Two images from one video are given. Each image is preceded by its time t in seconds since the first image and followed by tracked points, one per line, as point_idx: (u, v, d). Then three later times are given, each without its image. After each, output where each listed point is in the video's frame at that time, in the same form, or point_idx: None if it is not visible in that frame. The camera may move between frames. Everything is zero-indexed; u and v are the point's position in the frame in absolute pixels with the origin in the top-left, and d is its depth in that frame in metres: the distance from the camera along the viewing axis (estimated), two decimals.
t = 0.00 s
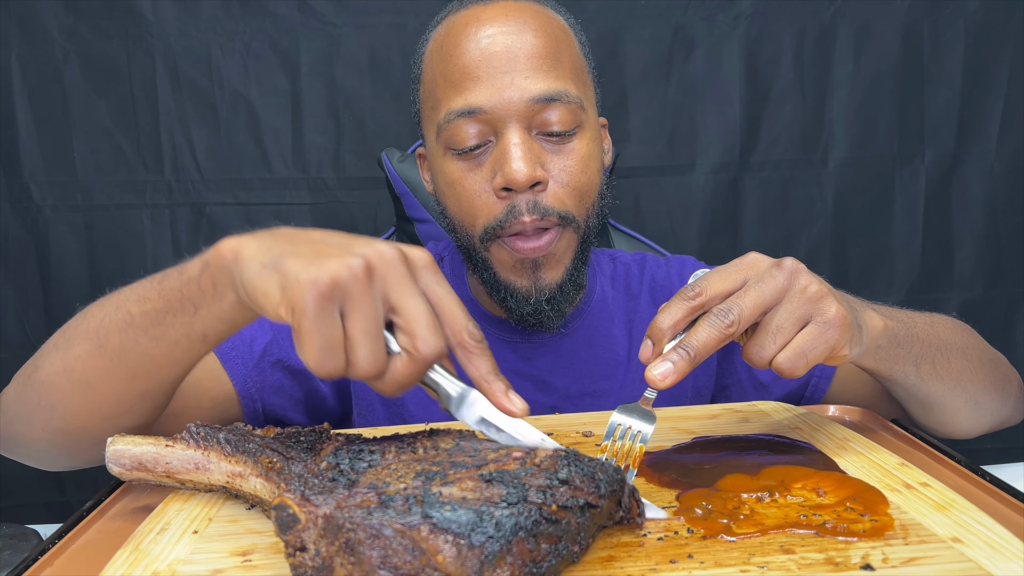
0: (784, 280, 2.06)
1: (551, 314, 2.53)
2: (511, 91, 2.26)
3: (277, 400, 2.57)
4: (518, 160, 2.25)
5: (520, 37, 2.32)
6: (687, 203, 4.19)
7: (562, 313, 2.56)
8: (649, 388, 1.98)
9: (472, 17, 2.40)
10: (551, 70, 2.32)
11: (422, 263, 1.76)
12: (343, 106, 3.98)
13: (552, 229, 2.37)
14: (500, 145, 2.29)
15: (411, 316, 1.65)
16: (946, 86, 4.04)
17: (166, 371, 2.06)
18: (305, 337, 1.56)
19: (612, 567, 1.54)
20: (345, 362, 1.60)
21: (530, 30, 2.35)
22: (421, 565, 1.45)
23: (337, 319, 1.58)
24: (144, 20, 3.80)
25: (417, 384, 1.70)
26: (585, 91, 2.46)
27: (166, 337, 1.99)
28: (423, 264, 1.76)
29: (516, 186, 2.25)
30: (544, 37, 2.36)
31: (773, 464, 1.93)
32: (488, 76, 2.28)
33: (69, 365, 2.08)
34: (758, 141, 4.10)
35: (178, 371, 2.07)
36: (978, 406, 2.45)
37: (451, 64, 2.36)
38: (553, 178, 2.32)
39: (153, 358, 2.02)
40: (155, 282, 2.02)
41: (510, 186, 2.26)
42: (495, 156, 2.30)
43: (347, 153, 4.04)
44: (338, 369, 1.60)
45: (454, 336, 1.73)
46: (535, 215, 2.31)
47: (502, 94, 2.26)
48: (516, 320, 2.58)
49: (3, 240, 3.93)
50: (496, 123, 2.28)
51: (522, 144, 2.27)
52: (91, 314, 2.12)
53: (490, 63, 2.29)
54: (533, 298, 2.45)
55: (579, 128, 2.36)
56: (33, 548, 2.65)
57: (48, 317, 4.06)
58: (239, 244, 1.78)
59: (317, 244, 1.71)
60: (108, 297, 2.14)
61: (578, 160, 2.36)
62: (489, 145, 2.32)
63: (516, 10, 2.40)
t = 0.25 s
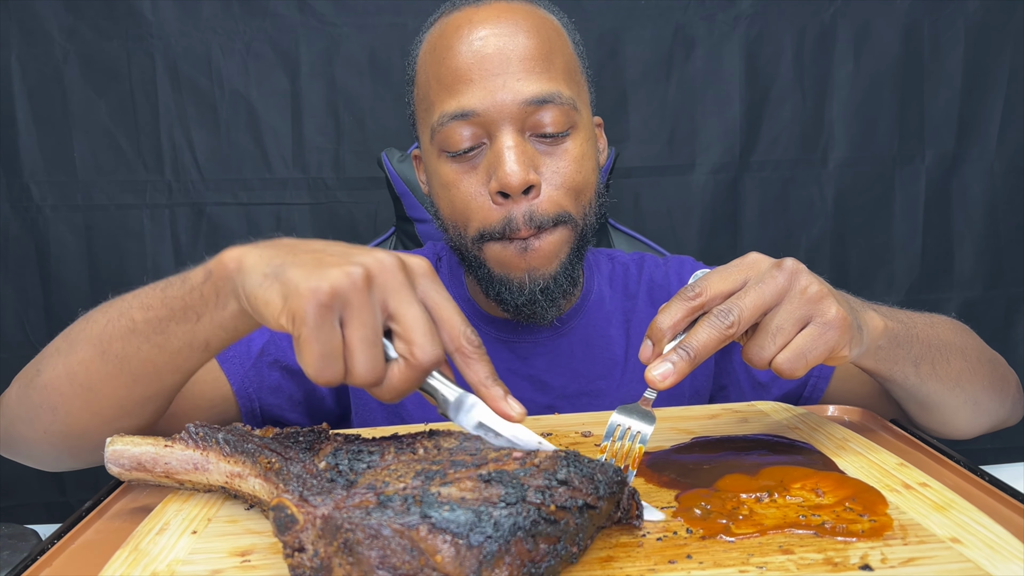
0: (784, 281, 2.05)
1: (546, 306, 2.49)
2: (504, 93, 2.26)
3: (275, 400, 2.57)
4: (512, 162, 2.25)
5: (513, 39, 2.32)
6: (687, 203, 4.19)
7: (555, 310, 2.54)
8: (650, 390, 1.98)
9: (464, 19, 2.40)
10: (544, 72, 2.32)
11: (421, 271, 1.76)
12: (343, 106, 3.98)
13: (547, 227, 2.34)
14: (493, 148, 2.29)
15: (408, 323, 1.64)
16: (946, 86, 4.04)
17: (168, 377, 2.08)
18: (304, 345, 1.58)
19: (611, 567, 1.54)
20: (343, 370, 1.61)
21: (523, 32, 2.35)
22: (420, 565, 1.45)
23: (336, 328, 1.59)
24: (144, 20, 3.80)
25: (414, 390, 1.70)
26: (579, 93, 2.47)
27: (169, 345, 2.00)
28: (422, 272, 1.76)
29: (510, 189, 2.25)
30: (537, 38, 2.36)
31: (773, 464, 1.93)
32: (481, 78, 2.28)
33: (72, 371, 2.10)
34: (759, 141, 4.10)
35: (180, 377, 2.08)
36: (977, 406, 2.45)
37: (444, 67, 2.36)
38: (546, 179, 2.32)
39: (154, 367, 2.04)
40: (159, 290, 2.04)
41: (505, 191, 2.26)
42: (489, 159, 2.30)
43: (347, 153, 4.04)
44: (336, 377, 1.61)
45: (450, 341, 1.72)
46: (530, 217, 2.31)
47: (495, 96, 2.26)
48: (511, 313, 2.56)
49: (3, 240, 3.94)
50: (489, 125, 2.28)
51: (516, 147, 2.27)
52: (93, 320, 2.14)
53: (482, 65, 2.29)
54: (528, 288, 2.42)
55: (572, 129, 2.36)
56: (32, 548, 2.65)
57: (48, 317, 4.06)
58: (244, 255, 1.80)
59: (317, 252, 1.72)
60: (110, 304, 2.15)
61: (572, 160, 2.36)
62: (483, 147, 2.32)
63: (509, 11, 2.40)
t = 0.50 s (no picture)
0: (783, 280, 2.05)
1: (544, 302, 2.48)
2: (498, 94, 2.26)
3: (275, 398, 2.57)
4: (507, 162, 2.25)
5: (505, 40, 2.32)
6: (687, 203, 4.19)
7: (552, 306, 2.53)
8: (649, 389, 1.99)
9: (457, 21, 2.40)
10: (537, 72, 2.32)
11: (421, 268, 1.76)
12: (343, 106, 3.98)
13: (542, 226, 2.34)
14: (488, 148, 2.29)
15: (404, 323, 1.64)
16: (946, 86, 4.04)
17: (169, 370, 2.08)
18: (302, 342, 1.59)
19: (611, 567, 1.54)
20: (339, 368, 1.63)
21: (515, 32, 2.35)
22: (418, 565, 1.45)
23: (333, 325, 1.60)
24: (144, 20, 3.80)
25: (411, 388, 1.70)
26: (572, 91, 2.46)
27: (171, 338, 2.00)
28: (422, 269, 1.77)
29: (506, 189, 2.25)
30: (529, 38, 2.36)
31: (772, 464, 1.93)
32: (475, 79, 2.28)
33: (74, 364, 2.10)
34: (759, 141, 4.10)
35: (180, 370, 2.09)
36: (975, 405, 2.45)
37: (438, 70, 2.36)
38: (542, 178, 2.32)
39: (158, 357, 2.03)
40: (161, 282, 2.05)
41: (501, 190, 2.26)
42: (484, 159, 2.30)
43: (347, 153, 4.04)
44: (331, 375, 1.62)
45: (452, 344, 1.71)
46: (526, 216, 2.31)
47: (489, 97, 2.26)
48: (510, 311, 2.56)
49: (3, 240, 3.93)
50: (484, 126, 2.29)
51: (510, 147, 2.27)
52: (95, 314, 2.14)
53: (476, 66, 2.29)
54: (525, 286, 2.42)
55: (566, 127, 2.36)
56: (32, 548, 2.65)
57: (48, 317, 4.06)
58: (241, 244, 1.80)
59: (318, 247, 1.71)
60: (112, 297, 2.16)
61: (567, 159, 2.36)
62: (479, 149, 2.32)
63: (502, 12, 2.40)
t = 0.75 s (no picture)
0: (784, 281, 2.05)
1: (544, 301, 2.48)
2: (497, 94, 2.26)
3: (276, 397, 2.58)
4: (506, 161, 2.25)
5: (504, 40, 2.32)
6: (687, 203, 4.19)
7: (552, 305, 2.52)
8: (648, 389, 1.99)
9: (455, 21, 2.40)
10: (535, 72, 2.32)
11: (410, 256, 1.74)
12: (343, 106, 3.98)
13: (542, 224, 2.34)
14: (488, 148, 2.29)
15: (387, 306, 1.64)
16: (946, 86, 4.04)
17: (168, 357, 2.09)
18: (286, 319, 1.60)
19: (611, 567, 1.54)
20: (322, 347, 1.63)
21: (513, 32, 2.35)
22: (417, 564, 1.45)
23: (318, 305, 1.61)
24: (144, 21, 3.80)
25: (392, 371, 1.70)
26: (571, 91, 2.46)
27: (170, 324, 2.02)
28: (411, 257, 1.74)
29: (505, 188, 2.25)
30: (527, 38, 2.36)
31: (772, 464, 1.93)
32: (474, 79, 2.28)
33: (76, 357, 2.11)
34: (758, 141, 4.10)
35: (180, 357, 2.09)
36: (974, 406, 2.45)
37: (437, 70, 2.36)
38: (541, 177, 2.32)
39: (156, 344, 2.04)
40: (159, 271, 2.06)
41: (500, 189, 2.26)
42: (484, 159, 2.30)
43: (347, 153, 4.04)
44: (314, 353, 1.63)
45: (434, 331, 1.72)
46: (525, 215, 2.31)
47: (487, 97, 2.26)
48: (510, 310, 2.56)
49: (3, 241, 3.94)
50: (483, 125, 2.29)
51: (509, 146, 2.27)
52: (96, 308, 2.16)
53: (474, 67, 2.29)
54: (526, 285, 2.42)
55: (565, 126, 2.36)
56: (33, 548, 2.65)
57: (48, 317, 4.06)
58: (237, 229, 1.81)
59: (310, 229, 1.73)
60: (112, 291, 2.18)
61: (566, 158, 2.36)
62: (478, 148, 2.32)
63: (500, 12, 2.40)
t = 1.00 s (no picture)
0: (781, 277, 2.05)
1: (545, 298, 2.48)
2: (494, 93, 2.26)
3: (276, 390, 2.57)
4: (504, 159, 2.26)
5: (501, 39, 2.33)
6: (687, 203, 4.19)
7: (551, 304, 2.53)
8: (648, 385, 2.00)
9: (453, 21, 2.40)
10: (533, 71, 2.33)
11: (400, 241, 1.79)
12: (343, 107, 3.98)
13: (541, 222, 2.34)
14: (486, 146, 2.29)
15: (373, 290, 1.69)
16: (946, 86, 4.04)
17: (168, 341, 2.10)
18: (275, 296, 1.68)
19: (612, 567, 1.53)
20: (308, 326, 1.70)
21: (510, 32, 2.35)
22: (414, 559, 1.45)
23: (306, 285, 1.68)
24: (144, 21, 3.80)
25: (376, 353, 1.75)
26: (568, 90, 2.47)
27: (170, 306, 2.05)
28: (401, 243, 1.79)
29: (504, 186, 2.25)
30: (524, 38, 2.36)
31: (773, 464, 1.92)
32: (471, 78, 2.29)
33: (78, 342, 2.13)
34: (759, 141, 4.10)
35: (180, 340, 2.11)
36: (974, 400, 2.45)
37: (435, 70, 2.37)
38: (539, 175, 2.32)
39: (157, 326, 2.06)
40: (161, 256, 2.11)
41: (498, 187, 2.26)
42: (482, 157, 2.31)
43: (347, 153, 4.04)
44: (302, 331, 1.70)
45: (421, 317, 1.73)
46: (524, 213, 2.31)
47: (485, 96, 2.27)
48: (511, 307, 2.56)
49: (3, 241, 3.93)
50: (481, 124, 2.29)
51: (507, 145, 2.27)
52: (99, 294, 2.19)
53: (472, 66, 2.29)
54: (526, 282, 2.42)
55: (563, 124, 2.36)
56: (33, 548, 2.65)
57: (48, 317, 4.06)
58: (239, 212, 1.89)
59: (305, 211, 1.80)
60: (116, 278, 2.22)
61: (564, 156, 2.36)
62: (477, 147, 2.32)
63: (497, 12, 2.41)
